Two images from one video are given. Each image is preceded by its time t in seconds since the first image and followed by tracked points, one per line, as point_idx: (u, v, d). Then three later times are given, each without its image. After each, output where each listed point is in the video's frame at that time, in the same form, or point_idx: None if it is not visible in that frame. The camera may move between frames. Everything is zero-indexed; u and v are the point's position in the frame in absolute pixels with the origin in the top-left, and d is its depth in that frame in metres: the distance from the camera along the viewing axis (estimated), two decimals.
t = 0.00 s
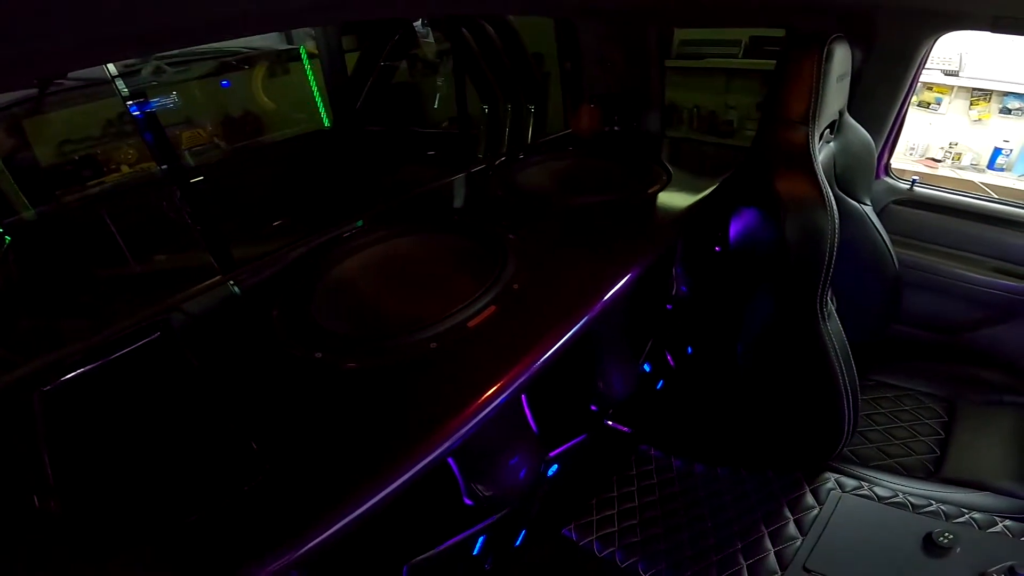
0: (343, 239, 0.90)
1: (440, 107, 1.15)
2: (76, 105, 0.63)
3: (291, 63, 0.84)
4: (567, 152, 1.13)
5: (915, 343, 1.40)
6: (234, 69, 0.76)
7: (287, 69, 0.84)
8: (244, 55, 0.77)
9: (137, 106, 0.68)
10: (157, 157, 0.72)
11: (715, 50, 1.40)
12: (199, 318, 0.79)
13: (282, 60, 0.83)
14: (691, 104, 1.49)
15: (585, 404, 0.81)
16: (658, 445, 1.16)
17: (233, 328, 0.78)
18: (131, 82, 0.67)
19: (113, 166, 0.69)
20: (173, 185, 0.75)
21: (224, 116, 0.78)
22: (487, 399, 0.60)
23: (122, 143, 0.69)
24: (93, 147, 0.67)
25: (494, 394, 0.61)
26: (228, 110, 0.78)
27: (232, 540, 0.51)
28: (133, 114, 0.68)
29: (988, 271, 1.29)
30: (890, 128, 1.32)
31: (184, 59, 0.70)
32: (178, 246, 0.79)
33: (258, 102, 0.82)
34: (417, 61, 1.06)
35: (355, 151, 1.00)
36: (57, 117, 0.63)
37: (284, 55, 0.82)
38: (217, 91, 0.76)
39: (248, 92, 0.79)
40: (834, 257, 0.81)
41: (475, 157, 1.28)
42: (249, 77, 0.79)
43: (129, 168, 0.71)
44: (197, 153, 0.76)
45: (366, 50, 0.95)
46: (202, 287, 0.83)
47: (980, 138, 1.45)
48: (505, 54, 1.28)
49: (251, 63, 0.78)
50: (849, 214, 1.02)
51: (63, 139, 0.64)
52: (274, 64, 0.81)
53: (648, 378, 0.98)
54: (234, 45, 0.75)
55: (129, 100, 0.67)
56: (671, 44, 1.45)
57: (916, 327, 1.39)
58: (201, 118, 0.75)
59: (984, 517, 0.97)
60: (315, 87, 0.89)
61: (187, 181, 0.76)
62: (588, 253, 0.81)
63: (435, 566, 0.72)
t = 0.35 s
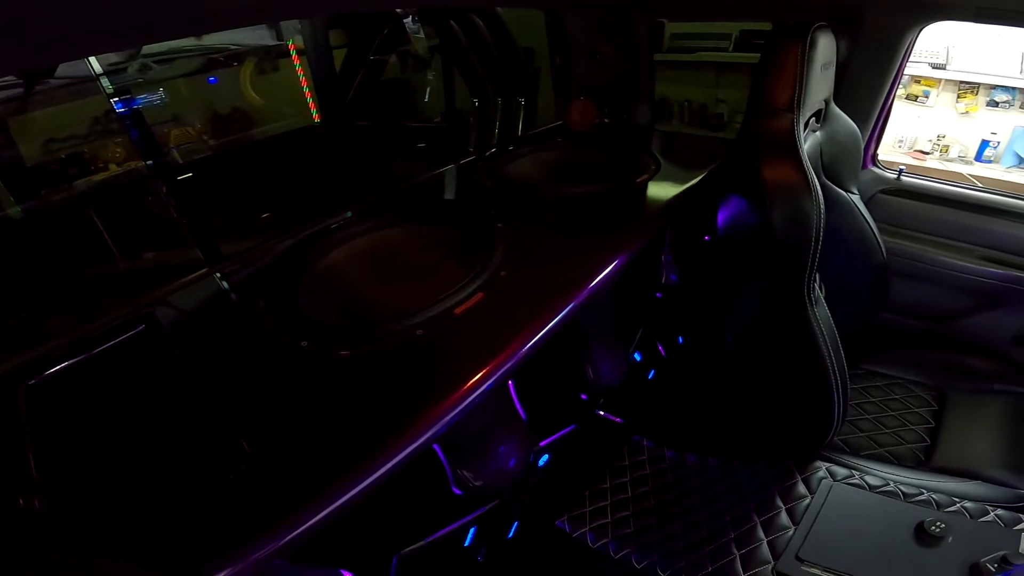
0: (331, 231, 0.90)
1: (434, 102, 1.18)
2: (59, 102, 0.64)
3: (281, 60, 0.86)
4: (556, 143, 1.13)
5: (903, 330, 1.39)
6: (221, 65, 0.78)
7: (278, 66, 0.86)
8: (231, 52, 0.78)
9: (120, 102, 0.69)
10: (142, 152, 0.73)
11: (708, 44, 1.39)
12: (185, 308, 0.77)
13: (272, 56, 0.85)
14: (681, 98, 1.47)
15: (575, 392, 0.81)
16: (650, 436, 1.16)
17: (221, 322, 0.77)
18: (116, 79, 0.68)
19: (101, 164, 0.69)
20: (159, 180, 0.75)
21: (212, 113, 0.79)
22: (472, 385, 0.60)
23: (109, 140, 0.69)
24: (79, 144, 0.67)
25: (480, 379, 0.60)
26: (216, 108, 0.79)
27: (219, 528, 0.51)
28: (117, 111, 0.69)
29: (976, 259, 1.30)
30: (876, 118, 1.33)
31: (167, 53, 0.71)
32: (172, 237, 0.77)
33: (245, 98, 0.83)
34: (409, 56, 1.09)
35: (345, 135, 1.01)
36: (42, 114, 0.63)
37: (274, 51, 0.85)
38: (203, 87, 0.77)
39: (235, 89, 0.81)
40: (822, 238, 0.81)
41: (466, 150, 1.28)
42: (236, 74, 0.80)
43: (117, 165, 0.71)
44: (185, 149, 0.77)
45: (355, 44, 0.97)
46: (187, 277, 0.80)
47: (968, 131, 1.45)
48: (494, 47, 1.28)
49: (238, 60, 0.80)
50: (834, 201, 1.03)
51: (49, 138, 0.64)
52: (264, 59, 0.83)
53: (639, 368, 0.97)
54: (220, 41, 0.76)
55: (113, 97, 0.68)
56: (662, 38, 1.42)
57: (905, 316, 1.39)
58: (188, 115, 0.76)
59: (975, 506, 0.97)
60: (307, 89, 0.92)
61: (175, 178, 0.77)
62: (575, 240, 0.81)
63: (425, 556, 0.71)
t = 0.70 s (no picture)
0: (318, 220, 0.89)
1: (425, 94, 1.19)
2: (45, 101, 0.65)
3: (271, 57, 0.87)
4: (547, 133, 1.12)
5: (894, 318, 1.41)
6: (208, 60, 0.79)
7: (268, 62, 0.87)
8: (219, 48, 0.79)
9: (106, 99, 0.69)
10: (130, 148, 0.73)
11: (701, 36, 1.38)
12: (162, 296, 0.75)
13: (263, 52, 0.86)
14: (673, 90, 1.47)
15: (566, 379, 0.81)
16: (644, 425, 1.16)
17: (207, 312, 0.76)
18: (102, 76, 0.68)
19: (88, 163, 0.70)
20: (147, 174, 0.75)
21: (201, 108, 0.80)
22: (459, 370, 0.59)
23: (96, 137, 0.70)
24: (66, 142, 0.67)
25: (467, 363, 0.60)
26: (204, 103, 0.80)
27: (207, 512, 0.50)
28: (105, 107, 0.69)
29: (966, 246, 1.30)
30: (864, 106, 1.32)
31: (158, 50, 0.73)
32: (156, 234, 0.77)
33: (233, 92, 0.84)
34: (401, 50, 1.08)
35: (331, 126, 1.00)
36: (28, 111, 0.64)
37: (264, 48, 0.86)
38: (191, 82, 0.78)
39: (223, 84, 0.82)
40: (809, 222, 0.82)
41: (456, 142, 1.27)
42: (224, 70, 0.81)
43: (105, 164, 0.71)
44: (172, 144, 0.78)
45: (344, 36, 0.96)
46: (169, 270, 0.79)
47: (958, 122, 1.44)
48: (484, 38, 1.27)
49: (226, 56, 0.81)
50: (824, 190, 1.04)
51: (35, 137, 0.65)
52: (255, 56, 0.85)
53: (631, 356, 0.97)
54: (209, 38, 0.78)
55: (100, 93, 0.69)
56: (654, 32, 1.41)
57: (897, 304, 1.40)
58: (177, 111, 0.77)
59: (969, 493, 0.98)
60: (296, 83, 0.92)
61: (164, 175, 0.77)
62: (564, 225, 0.80)
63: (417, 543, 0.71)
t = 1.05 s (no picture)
0: (305, 209, 0.88)
1: (416, 85, 1.18)
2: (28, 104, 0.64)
3: (260, 51, 0.86)
4: (535, 123, 1.12)
5: (881, 305, 1.44)
6: (196, 55, 0.78)
7: (256, 57, 0.86)
8: (207, 44, 0.79)
9: (90, 94, 0.69)
10: (116, 143, 0.73)
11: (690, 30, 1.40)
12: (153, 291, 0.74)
13: (252, 48, 0.85)
14: (665, 83, 1.50)
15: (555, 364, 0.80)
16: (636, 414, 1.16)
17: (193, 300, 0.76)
18: (86, 72, 0.68)
19: (75, 161, 0.70)
20: (133, 171, 0.75)
21: (187, 102, 0.80)
22: (441, 353, 0.59)
23: (82, 134, 0.70)
24: (52, 141, 0.67)
25: (448, 346, 0.59)
26: (191, 98, 0.80)
27: (191, 493, 0.50)
28: (89, 103, 0.69)
29: (949, 232, 1.33)
30: (850, 91, 1.32)
31: (144, 46, 0.72)
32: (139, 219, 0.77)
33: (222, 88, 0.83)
34: (391, 46, 1.09)
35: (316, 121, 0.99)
36: (10, 111, 0.63)
37: (252, 44, 0.84)
38: (178, 77, 0.77)
39: (212, 80, 0.81)
40: (795, 205, 0.83)
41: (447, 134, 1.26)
42: (212, 66, 0.80)
43: (92, 162, 0.71)
44: (160, 139, 0.78)
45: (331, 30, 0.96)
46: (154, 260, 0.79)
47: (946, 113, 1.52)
48: (474, 30, 1.27)
49: (215, 52, 0.80)
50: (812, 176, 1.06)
51: (22, 135, 0.65)
52: (243, 52, 0.83)
53: (620, 342, 0.97)
54: (196, 34, 0.77)
55: (84, 89, 0.68)
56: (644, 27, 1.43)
57: (880, 290, 1.43)
58: (163, 105, 0.77)
59: (960, 480, 0.98)
60: (281, 68, 0.90)
61: (151, 171, 0.77)
62: (551, 210, 0.80)
63: (407, 529, 0.71)
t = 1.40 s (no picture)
0: (288, 195, 0.87)
1: (405, 77, 1.17)
2: (16, 100, 0.64)
3: (248, 48, 0.89)
4: (521, 112, 1.11)
5: (863, 290, 1.44)
6: (182, 51, 0.80)
7: (245, 53, 0.89)
8: (192, 40, 0.81)
9: (72, 90, 0.70)
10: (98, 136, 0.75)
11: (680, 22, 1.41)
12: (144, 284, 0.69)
13: (239, 44, 0.88)
14: (655, 75, 1.48)
15: (542, 347, 0.80)
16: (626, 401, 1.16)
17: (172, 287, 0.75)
18: (69, 69, 0.70)
19: (61, 158, 0.68)
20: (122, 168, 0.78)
21: (173, 99, 0.82)
22: (420, 331, 0.58)
23: (69, 132, 0.69)
24: (37, 138, 0.66)
25: (429, 324, 0.59)
26: (178, 95, 0.82)
27: (168, 476, 0.49)
28: (73, 99, 0.70)
29: (937, 216, 1.33)
30: (836, 77, 1.32)
31: (127, 43, 0.74)
32: (127, 213, 0.74)
33: (208, 83, 0.85)
34: (381, 40, 1.09)
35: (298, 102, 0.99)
36: None
37: (240, 40, 0.87)
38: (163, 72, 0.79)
39: (197, 76, 0.83)
40: (779, 185, 0.84)
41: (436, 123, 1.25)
42: (198, 61, 0.83)
43: (78, 160, 0.70)
44: (145, 134, 0.80)
45: (318, 23, 0.97)
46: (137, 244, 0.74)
47: (933, 104, 1.55)
48: (461, 20, 1.26)
49: (201, 48, 0.83)
50: (796, 160, 1.07)
51: (7, 133, 0.64)
52: (230, 48, 0.86)
53: (609, 327, 0.97)
54: (179, 31, 0.79)
55: (67, 85, 0.69)
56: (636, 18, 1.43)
57: (866, 274, 1.43)
58: (148, 102, 0.79)
59: (951, 467, 0.98)
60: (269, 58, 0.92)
61: (135, 167, 0.79)
62: (535, 193, 0.80)
63: (393, 514, 0.70)
